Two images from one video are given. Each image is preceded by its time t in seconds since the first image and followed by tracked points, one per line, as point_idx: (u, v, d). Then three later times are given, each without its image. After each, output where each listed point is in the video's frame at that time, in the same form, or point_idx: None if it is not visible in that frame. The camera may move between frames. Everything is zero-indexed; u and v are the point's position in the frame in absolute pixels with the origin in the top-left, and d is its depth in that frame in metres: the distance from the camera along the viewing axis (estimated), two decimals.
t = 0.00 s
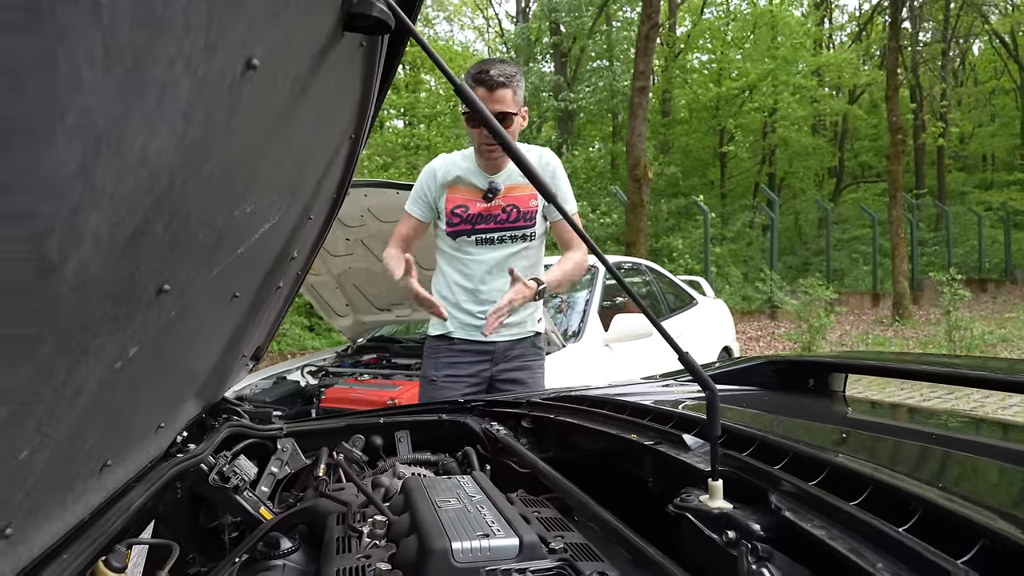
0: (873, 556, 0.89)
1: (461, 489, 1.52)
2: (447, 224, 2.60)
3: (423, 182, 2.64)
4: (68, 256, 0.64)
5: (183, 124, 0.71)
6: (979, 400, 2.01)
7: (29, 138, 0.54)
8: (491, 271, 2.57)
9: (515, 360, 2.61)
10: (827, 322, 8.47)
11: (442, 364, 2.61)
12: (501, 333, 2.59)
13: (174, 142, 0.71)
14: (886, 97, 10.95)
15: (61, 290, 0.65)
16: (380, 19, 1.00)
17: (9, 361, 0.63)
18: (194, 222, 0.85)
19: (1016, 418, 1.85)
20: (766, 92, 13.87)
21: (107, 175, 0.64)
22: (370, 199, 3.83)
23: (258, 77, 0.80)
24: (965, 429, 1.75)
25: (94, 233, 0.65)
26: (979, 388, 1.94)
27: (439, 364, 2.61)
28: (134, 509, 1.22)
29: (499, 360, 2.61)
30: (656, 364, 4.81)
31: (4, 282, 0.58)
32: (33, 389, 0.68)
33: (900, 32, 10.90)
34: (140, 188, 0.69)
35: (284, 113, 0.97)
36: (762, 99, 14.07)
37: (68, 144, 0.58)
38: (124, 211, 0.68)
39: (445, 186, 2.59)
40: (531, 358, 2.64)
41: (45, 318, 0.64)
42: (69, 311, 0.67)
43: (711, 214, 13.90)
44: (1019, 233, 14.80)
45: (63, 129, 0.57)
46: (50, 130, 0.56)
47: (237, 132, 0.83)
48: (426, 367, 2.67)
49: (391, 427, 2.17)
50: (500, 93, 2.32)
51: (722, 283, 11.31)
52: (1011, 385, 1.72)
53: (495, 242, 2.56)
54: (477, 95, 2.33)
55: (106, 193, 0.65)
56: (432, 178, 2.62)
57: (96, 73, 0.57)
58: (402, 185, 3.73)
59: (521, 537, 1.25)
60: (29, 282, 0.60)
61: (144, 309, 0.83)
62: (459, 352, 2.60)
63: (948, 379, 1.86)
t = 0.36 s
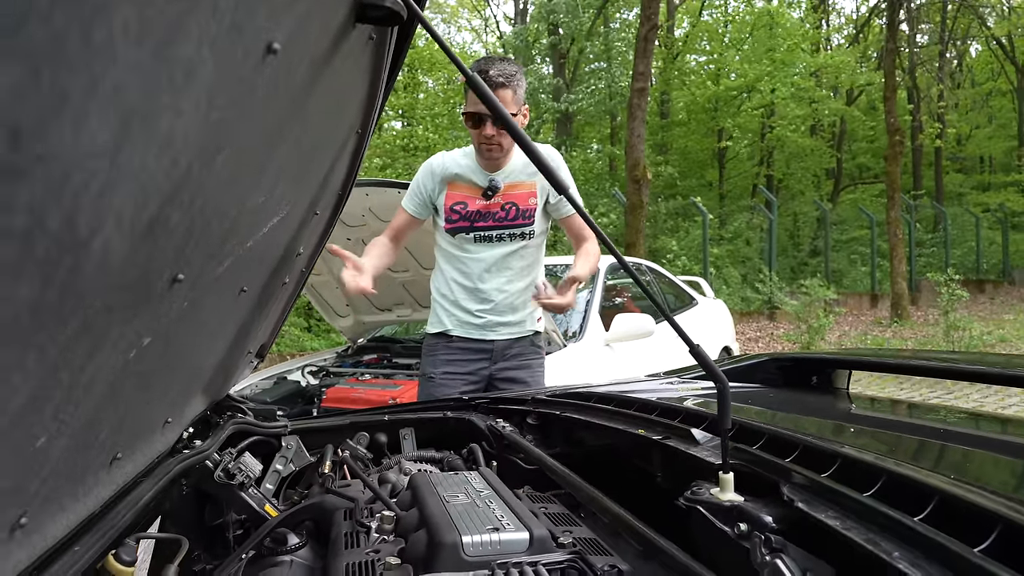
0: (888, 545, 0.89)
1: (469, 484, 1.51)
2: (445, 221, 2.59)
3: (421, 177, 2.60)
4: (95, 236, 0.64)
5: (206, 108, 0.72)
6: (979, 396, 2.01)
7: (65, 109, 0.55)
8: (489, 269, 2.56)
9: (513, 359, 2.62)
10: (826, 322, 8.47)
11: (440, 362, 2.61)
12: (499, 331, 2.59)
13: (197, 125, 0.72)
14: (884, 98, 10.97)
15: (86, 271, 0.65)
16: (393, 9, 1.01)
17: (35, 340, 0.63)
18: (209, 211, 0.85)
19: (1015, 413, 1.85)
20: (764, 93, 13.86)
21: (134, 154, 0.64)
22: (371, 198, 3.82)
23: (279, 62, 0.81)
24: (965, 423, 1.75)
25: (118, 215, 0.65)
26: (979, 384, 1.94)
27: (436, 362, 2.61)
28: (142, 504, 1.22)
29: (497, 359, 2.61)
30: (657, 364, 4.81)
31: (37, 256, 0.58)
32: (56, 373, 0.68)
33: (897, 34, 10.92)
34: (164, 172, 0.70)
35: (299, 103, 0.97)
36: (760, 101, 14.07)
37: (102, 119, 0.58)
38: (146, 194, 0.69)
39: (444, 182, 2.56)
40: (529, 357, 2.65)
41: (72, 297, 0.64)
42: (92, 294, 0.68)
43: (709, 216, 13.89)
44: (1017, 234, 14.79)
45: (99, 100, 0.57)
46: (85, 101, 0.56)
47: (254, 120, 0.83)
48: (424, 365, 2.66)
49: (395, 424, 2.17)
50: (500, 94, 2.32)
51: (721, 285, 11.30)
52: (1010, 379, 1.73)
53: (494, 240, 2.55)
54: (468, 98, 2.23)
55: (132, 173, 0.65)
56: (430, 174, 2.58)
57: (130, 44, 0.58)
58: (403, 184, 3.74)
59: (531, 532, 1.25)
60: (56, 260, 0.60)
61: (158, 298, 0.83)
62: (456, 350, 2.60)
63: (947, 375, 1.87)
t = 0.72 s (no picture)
0: (881, 548, 0.89)
1: (465, 486, 1.51)
2: (415, 224, 2.36)
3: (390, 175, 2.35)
4: (83, 241, 0.63)
5: (198, 106, 0.72)
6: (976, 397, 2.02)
7: (54, 109, 0.54)
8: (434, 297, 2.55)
9: (491, 363, 2.49)
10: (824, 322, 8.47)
11: (415, 377, 2.47)
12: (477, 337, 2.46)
13: (187, 125, 0.71)
14: (882, 99, 10.97)
15: (76, 275, 0.65)
16: (387, 10, 1.00)
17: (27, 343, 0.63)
18: (201, 214, 0.84)
19: (1011, 415, 1.85)
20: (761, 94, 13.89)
21: (123, 155, 0.64)
22: (369, 199, 3.82)
23: (271, 64, 0.81)
24: (962, 424, 1.76)
25: (107, 218, 0.65)
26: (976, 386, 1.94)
27: (412, 376, 2.47)
28: (137, 505, 1.21)
29: (475, 365, 2.48)
30: (654, 365, 4.81)
31: (25, 261, 0.58)
32: (47, 374, 0.67)
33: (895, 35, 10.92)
34: (155, 172, 0.70)
35: (292, 104, 0.97)
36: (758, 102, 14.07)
37: (88, 122, 0.58)
38: (137, 197, 0.68)
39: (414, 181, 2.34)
40: (505, 358, 2.52)
41: (61, 297, 0.64)
42: (83, 296, 0.67)
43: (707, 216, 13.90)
44: (1015, 234, 14.79)
45: (83, 105, 0.57)
46: (72, 103, 0.56)
47: (246, 120, 0.83)
48: (398, 379, 2.52)
49: (392, 425, 2.17)
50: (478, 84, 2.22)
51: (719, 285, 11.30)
52: (1006, 381, 1.73)
53: (468, 245, 2.36)
54: (448, 84, 2.12)
55: (122, 176, 0.65)
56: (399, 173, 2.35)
57: (119, 49, 0.58)
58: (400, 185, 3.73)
59: (526, 533, 1.25)
60: (45, 264, 0.60)
61: (151, 300, 0.83)
62: (433, 361, 2.45)
63: (945, 377, 1.86)
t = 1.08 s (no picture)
0: (880, 545, 0.91)
1: (470, 485, 1.53)
2: (384, 221, 2.32)
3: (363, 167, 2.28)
4: (114, 248, 0.66)
5: (219, 114, 0.74)
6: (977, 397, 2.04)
7: (94, 123, 0.57)
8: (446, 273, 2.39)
9: (456, 366, 2.53)
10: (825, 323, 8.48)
11: (382, 386, 2.45)
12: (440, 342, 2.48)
13: (208, 134, 0.74)
14: (882, 99, 11.00)
15: (106, 279, 0.67)
16: (395, 19, 1.03)
17: (59, 347, 0.65)
18: (217, 218, 0.86)
19: (1011, 416, 1.87)
20: (761, 96, 13.93)
21: (149, 164, 0.66)
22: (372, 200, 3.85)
23: (286, 73, 0.84)
24: (962, 425, 1.78)
25: (132, 224, 0.68)
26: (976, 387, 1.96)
27: (379, 386, 2.45)
28: (148, 503, 1.24)
29: (441, 369, 2.51)
30: (656, 365, 4.83)
31: (63, 267, 0.60)
32: (71, 374, 0.69)
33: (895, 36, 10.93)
34: (178, 179, 0.72)
35: (302, 112, 0.99)
36: (758, 104, 14.09)
37: (122, 136, 0.60)
38: (160, 203, 0.71)
39: (387, 177, 2.29)
40: (470, 360, 2.57)
41: (89, 302, 0.66)
42: (109, 300, 0.70)
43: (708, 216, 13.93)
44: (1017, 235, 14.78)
45: (118, 116, 0.59)
46: (109, 116, 0.58)
47: (262, 127, 0.85)
48: (363, 389, 2.49)
49: (395, 425, 2.18)
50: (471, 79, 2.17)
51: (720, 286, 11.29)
52: (1008, 381, 1.74)
53: (437, 248, 2.37)
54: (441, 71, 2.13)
55: (148, 185, 0.67)
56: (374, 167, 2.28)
57: (151, 66, 0.60)
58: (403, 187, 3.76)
59: (531, 531, 1.27)
60: (77, 271, 0.62)
61: (168, 301, 0.85)
62: (399, 369, 2.45)
63: (947, 378, 1.88)
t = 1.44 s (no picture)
0: (891, 529, 0.93)
1: (480, 475, 1.55)
2: (395, 226, 2.32)
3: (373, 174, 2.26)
4: (151, 218, 0.70)
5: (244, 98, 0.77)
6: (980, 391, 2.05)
7: (140, 97, 0.61)
8: (464, 270, 2.38)
9: (469, 362, 2.54)
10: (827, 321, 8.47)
11: (394, 378, 2.47)
12: (453, 337, 2.48)
13: (232, 117, 0.77)
14: (884, 100, 10.97)
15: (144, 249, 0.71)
16: (411, 9, 1.05)
17: (94, 320, 0.68)
18: (243, 198, 0.90)
19: (1015, 409, 1.88)
20: (762, 97, 13.89)
21: (182, 141, 0.70)
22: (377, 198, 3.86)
23: (309, 57, 0.87)
24: (966, 417, 1.79)
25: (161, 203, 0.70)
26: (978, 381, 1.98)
27: (390, 378, 2.47)
28: (163, 490, 1.25)
29: (453, 365, 2.50)
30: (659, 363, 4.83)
31: (112, 226, 0.65)
32: (109, 342, 0.72)
33: (896, 37, 10.94)
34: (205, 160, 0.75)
35: (320, 100, 1.01)
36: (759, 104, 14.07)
37: (165, 112, 0.64)
38: (187, 186, 0.74)
39: (397, 183, 2.28)
40: (482, 357, 2.57)
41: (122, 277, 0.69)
42: (144, 272, 0.73)
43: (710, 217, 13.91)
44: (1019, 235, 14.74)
45: (157, 92, 0.63)
46: (152, 90, 0.62)
47: (282, 114, 0.88)
48: (375, 381, 2.51)
49: (403, 419, 2.20)
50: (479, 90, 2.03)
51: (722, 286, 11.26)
52: (1011, 374, 1.75)
53: (449, 251, 2.38)
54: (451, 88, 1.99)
55: (177, 162, 0.70)
56: (383, 173, 2.28)
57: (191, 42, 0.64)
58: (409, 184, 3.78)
59: (542, 519, 1.28)
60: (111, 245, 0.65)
61: (191, 285, 0.87)
62: (410, 362, 2.47)
63: (950, 371, 1.90)
